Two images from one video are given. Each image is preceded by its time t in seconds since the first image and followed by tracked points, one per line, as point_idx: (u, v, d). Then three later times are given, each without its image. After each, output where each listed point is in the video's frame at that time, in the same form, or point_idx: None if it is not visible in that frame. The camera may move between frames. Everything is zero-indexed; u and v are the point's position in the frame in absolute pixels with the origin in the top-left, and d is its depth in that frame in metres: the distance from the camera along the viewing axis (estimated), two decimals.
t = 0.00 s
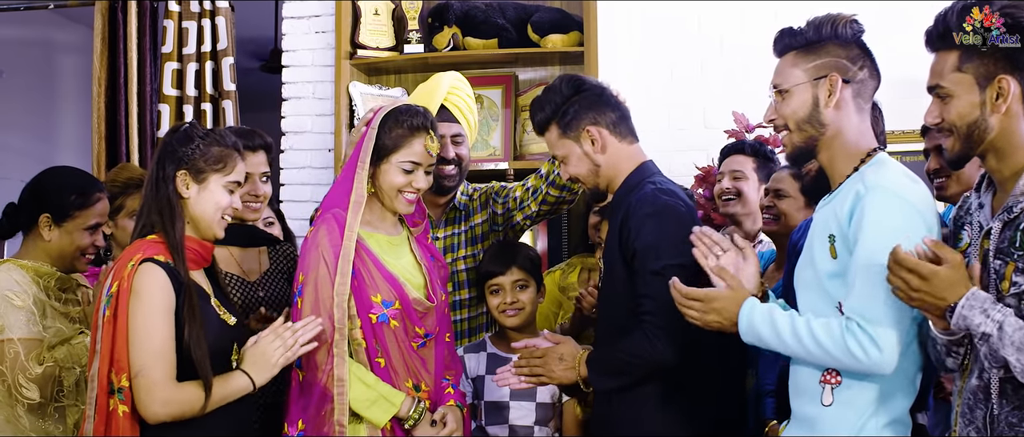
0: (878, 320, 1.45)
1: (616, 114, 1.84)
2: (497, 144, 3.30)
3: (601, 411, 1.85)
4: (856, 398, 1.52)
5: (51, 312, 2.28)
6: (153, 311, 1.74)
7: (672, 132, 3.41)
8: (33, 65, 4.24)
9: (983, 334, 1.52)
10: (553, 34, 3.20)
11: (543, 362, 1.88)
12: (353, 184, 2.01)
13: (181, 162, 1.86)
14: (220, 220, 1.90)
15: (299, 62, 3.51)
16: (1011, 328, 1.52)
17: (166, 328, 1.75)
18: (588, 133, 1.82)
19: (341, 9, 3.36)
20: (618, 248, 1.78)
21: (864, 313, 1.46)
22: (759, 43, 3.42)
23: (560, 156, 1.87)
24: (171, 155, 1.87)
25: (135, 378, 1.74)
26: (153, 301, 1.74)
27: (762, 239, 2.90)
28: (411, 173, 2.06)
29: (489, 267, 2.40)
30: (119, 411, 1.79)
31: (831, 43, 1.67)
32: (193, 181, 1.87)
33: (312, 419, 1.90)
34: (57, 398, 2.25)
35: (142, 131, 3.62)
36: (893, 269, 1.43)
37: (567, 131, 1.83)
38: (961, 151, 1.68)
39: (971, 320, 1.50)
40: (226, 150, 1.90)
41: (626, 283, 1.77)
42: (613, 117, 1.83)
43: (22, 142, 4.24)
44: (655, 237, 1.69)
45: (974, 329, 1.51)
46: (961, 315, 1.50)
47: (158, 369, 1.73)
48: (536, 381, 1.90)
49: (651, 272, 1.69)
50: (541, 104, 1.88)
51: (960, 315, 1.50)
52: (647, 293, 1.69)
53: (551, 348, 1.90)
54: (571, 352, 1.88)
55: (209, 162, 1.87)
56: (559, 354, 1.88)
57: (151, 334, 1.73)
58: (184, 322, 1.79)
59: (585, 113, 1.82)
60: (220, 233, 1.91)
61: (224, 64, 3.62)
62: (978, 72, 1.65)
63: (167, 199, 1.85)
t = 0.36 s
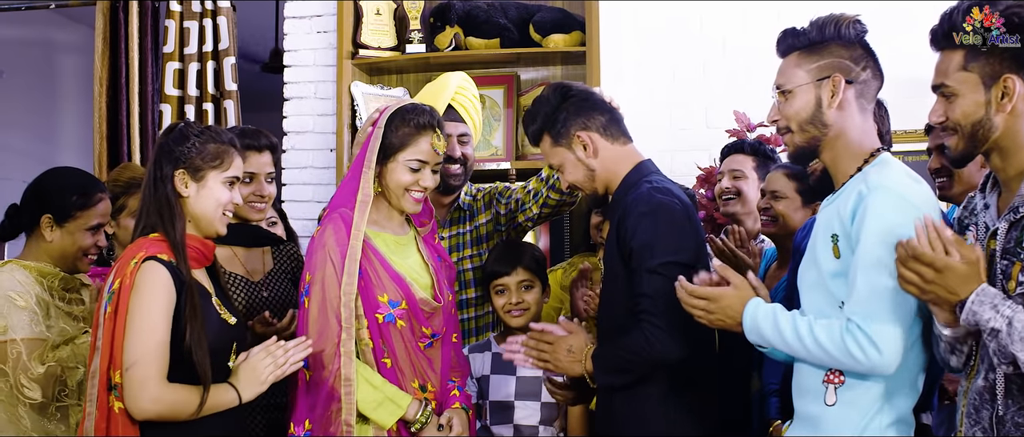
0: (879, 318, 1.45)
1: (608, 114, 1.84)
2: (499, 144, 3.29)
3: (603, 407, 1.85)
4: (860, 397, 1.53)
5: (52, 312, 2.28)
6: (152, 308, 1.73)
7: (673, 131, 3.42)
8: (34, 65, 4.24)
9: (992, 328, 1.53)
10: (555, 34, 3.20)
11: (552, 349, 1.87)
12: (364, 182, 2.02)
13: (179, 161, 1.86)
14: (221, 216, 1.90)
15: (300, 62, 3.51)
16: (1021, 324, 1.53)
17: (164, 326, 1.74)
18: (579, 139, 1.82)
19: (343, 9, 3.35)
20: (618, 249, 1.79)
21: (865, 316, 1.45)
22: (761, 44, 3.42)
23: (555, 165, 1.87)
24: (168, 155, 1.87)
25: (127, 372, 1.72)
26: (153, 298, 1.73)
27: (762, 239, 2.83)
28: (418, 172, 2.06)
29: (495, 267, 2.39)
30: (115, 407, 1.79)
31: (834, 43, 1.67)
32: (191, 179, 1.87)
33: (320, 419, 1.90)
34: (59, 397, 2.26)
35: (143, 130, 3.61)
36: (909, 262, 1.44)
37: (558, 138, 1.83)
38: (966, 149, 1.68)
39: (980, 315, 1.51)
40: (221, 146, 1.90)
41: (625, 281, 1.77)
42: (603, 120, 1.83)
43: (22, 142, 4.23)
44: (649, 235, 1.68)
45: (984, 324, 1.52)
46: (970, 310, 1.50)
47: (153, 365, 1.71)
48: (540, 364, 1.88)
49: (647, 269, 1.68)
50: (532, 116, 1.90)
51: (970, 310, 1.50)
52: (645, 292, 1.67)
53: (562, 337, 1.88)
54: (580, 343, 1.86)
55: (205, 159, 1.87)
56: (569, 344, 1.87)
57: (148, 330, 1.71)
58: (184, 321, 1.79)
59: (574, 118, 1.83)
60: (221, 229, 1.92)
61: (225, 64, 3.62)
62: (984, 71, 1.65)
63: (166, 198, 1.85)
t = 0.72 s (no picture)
0: (877, 320, 1.46)
1: (601, 118, 1.83)
2: (501, 143, 3.29)
3: (606, 406, 1.85)
4: (862, 397, 1.53)
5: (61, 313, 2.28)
6: (149, 309, 1.73)
7: (674, 131, 3.42)
8: (35, 65, 4.23)
9: (996, 339, 1.53)
10: (557, 34, 3.20)
11: (558, 345, 1.88)
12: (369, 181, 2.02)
13: (175, 161, 1.86)
14: (221, 213, 1.91)
15: (302, 62, 3.51)
16: None
17: (158, 327, 1.74)
18: (576, 142, 1.81)
19: (344, 9, 3.35)
20: (615, 250, 1.77)
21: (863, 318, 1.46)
22: (762, 44, 3.42)
23: (555, 170, 1.87)
24: (164, 154, 1.87)
25: (116, 370, 1.73)
26: (151, 299, 1.73)
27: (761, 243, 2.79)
28: (425, 172, 2.05)
29: (498, 266, 2.40)
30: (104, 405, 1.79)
31: (834, 43, 1.66)
32: (189, 178, 1.87)
33: (326, 419, 1.90)
34: (71, 398, 2.27)
35: (145, 130, 3.61)
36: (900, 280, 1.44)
37: (555, 143, 1.83)
38: (967, 147, 1.69)
39: (982, 327, 1.52)
40: (217, 143, 1.91)
41: (623, 280, 1.76)
42: (599, 123, 1.82)
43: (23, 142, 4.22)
44: (642, 233, 1.68)
45: (986, 335, 1.52)
46: (972, 322, 1.51)
47: (143, 365, 1.72)
48: (545, 359, 1.89)
49: (642, 266, 1.68)
50: (531, 122, 1.89)
51: (972, 323, 1.51)
52: (641, 289, 1.67)
53: (567, 334, 1.88)
54: (586, 342, 1.86)
55: (202, 157, 1.87)
56: (574, 342, 1.86)
57: (142, 331, 1.72)
58: (184, 322, 1.79)
59: (570, 122, 1.82)
60: (221, 225, 1.92)
61: (227, 64, 3.62)
62: (988, 70, 1.65)
63: (163, 198, 1.86)
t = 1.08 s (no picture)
0: (889, 317, 1.46)
1: (613, 118, 1.81)
2: (500, 144, 3.28)
3: (606, 406, 1.84)
4: (861, 398, 1.52)
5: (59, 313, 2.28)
6: (138, 310, 1.72)
7: (674, 131, 3.41)
8: (34, 66, 4.22)
9: (994, 336, 1.54)
10: (557, 34, 3.20)
11: (557, 346, 1.87)
12: (374, 181, 2.02)
13: (172, 162, 1.86)
14: (218, 214, 1.91)
15: (301, 62, 3.51)
16: (1020, 330, 1.54)
17: (148, 327, 1.72)
18: (582, 139, 1.80)
19: (344, 9, 3.35)
20: (615, 249, 1.77)
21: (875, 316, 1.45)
22: (762, 44, 3.42)
23: (556, 160, 1.85)
24: (162, 156, 1.87)
25: (104, 369, 1.72)
26: (142, 300, 1.72)
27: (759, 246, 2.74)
28: (429, 174, 2.05)
29: (498, 267, 2.40)
30: (92, 404, 1.79)
31: (834, 44, 1.66)
32: (186, 179, 1.87)
33: (327, 419, 1.90)
34: (66, 400, 2.26)
35: (144, 130, 3.61)
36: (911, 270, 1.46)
37: (563, 137, 1.81)
38: (967, 145, 1.69)
39: (982, 323, 1.52)
40: (215, 144, 1.91)
41: (622, 279, 1.76)
42: (609, 123, 1.81)
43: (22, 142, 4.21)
44: (641, 232, 1.68)
45: (985, 331, 1.53)
46: (972, 318, 1.52)
47: (131, 366, 1.70)
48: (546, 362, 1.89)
49: (642, 265, 1.67)
50: (540, 110, 1.87)
51: (972, 319, 1.52)
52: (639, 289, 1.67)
53: (567, 334, 1.87)
54: (583, 341, 1.85)
55: (200, 158, 1.87)
56: (572, 342, 1.86)
57: (132, 331, 1.71)
58: (179, 323, 1.78)
59: (580, 118, 1.80)
60: (219, 227, 1.92)
61: (226, 64, 3.62)
62: (989, 70, 1.65)
63: (160, 200, 1.85)
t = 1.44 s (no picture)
0: (878, 318, 1.45)
1: (628, 117, 1.79)
2: (499, 144, 3.29)
3: (606, 405, 1.84)
4: (860, 398, 1.53)
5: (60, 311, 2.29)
6: (129, 305, 1.70)
7: (673, 131, 3.41)
8: (31, 66, 4.21)
9: (994, 342, 1.53)
10: (556, 34, 3.20)
11: (555, 340, 1.86)
12: (379, 186, 2.01)
13: (175, 165, 1.86)
14: (219, 216, 1.91)
15: (300, 61, 3.51)
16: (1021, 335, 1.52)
17: (138, 322, 1.70)
18: (595, 130, 1.78)
19: (342, 9, 3.35)
20: (620, 250, 1.77)
21: (862, 315, 1.45)
22: (762, 44, 3.42)
23: (566, 143, 1.83)
24: (164, 158, 1.87)
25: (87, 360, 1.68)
26: (136, 298, 1.71)
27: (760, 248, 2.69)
28: (437, 178, 2.05)
29: (496, 266, 2.39)
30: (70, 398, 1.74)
31: (834, 45, 1.66)
32: (189, 182, 1.87)
33: (326, 416, 1.90)
34: (65, 400, 2.26)
35: (142, 130, 3.60)
36: (904, 276, 1.43)
37: (577, 122, 1.79)
38: (969, 146, 1.68)
39: (980, 329, 1.50)
40: (217, 147, 1.91)
41: (628, 281, 1.75)
42: (625, 121, 1.79)
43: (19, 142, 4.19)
44: (648, 233, 1.67)
45: (984, 337, 1.51)
46: (970, 325, 1.50)
47: (116, 358, 1.67)
48: (540, 351, 1.88)
49: (648, 267, 1.66)
50: (559, 90, 1.83)
51: (969, 325, 1.50)
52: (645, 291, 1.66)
53: (565, 329, 1.86)
54: (582, 337, 1.84)
55: (203, 161, 1.87)
56: (571, 337, 1.85)
57: (120, 326, 1.68)
58: (174, 326, 1.78)
59: (596, 111, 1.78)
60: (219, 230, 1.92)
61: (224, 63, 3.61)
62: (990, 70, 1.65)
63: (161, 203, 1.85)
